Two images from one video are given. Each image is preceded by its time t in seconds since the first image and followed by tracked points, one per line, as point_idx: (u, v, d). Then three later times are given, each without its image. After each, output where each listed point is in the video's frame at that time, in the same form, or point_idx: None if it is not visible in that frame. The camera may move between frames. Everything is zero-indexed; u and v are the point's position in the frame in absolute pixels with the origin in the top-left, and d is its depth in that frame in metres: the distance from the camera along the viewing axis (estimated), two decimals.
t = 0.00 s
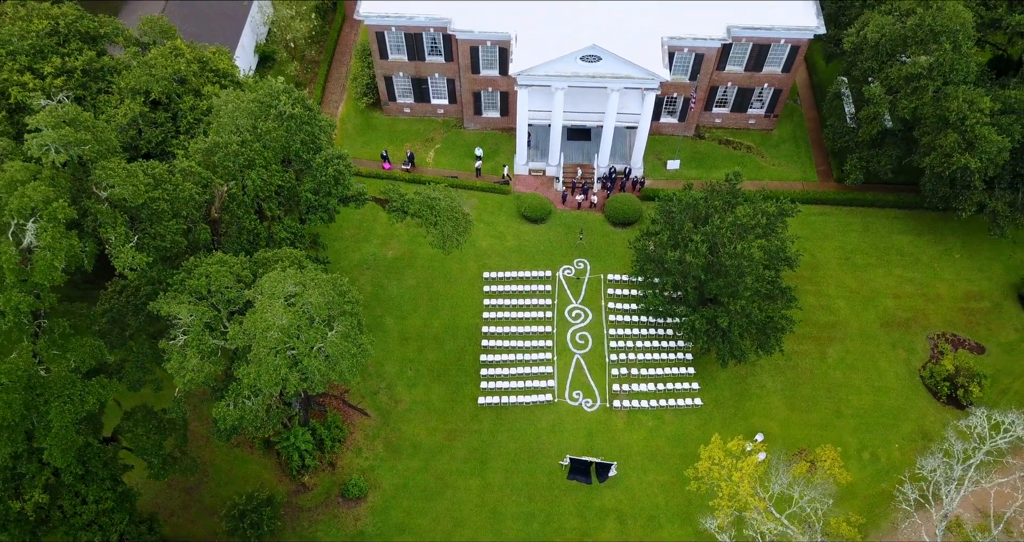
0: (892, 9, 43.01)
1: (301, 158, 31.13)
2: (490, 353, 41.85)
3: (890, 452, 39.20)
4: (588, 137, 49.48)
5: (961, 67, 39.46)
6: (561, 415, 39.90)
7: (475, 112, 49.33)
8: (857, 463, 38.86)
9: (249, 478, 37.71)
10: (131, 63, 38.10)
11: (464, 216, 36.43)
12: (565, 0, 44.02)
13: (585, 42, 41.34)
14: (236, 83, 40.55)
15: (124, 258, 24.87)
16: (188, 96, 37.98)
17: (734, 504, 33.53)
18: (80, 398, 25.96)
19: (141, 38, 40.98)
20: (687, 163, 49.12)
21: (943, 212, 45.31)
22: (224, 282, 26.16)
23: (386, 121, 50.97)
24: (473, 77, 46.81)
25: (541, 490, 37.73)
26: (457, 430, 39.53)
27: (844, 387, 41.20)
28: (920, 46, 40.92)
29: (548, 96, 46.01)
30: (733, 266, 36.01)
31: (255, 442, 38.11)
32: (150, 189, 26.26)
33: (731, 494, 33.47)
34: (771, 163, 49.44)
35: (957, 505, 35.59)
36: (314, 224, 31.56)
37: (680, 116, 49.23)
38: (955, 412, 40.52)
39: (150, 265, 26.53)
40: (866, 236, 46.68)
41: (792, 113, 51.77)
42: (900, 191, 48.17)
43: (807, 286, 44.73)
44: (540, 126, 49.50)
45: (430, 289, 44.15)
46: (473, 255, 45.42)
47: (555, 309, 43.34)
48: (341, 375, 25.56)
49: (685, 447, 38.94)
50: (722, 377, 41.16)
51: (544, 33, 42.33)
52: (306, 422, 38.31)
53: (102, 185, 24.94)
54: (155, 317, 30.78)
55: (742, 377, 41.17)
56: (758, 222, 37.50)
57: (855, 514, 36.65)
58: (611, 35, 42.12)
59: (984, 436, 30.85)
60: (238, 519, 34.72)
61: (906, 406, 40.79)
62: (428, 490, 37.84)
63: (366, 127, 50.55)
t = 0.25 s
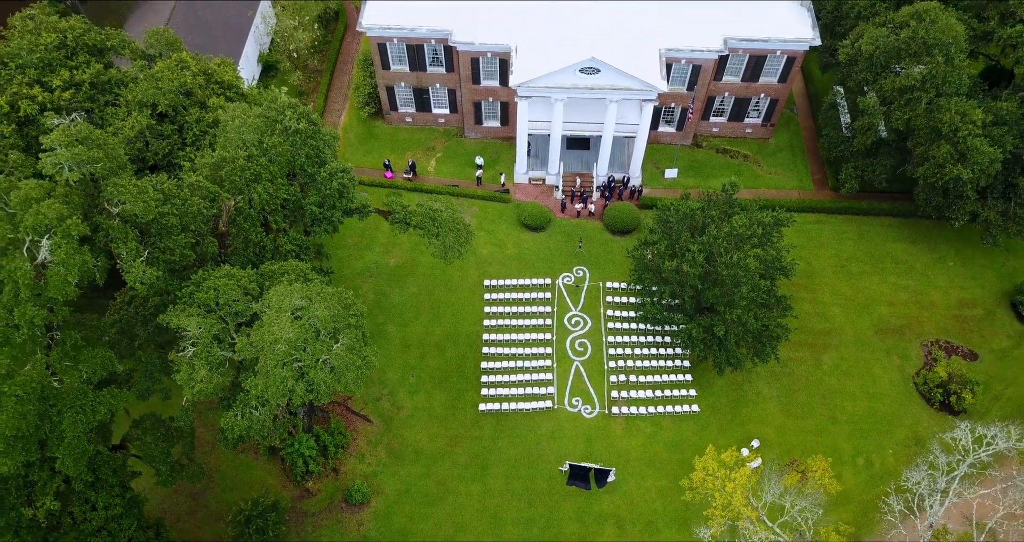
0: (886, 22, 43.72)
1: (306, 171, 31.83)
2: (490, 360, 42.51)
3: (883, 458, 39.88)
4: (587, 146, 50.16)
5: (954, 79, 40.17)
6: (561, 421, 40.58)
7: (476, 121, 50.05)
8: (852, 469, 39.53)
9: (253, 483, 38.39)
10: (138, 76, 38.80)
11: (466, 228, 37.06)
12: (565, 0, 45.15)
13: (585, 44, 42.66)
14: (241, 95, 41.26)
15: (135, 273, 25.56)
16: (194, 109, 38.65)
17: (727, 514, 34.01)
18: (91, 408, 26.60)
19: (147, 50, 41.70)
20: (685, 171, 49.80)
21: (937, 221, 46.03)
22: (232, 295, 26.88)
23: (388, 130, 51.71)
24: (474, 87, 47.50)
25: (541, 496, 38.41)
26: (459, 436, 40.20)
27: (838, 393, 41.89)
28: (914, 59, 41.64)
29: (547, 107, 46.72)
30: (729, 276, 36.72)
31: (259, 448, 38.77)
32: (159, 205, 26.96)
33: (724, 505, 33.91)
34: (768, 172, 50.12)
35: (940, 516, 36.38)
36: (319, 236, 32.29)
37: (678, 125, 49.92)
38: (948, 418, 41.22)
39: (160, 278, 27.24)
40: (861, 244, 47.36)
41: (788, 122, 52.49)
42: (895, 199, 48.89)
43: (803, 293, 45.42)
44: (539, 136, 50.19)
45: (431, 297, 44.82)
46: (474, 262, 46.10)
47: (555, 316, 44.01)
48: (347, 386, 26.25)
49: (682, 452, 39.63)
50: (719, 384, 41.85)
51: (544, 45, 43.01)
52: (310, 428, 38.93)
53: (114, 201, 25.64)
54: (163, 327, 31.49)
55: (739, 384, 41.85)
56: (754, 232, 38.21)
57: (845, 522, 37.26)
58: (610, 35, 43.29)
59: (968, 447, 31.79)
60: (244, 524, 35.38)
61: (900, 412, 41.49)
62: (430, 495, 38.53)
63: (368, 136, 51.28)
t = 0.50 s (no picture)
0: (880, 33, 44.39)
1: (311, 185, 32.56)
2: (491, 367, 43.18)
3: (877, 464, 40.54)
4: (586, 155, 50.86)
5: (947, 91, 40.86)
6: (561, 428, 41.25)
7: (477, 131, 50.77)
8: (847, 474, 40.20)
9: (258, 489, 39.07)
10: (145, 88, 39.47)
11: (467, 239, 37.71)
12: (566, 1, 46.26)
13: (585, 43, 43.94)
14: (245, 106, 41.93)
15: (145, 287, 26.26)
16: (200, 121, 39.29)
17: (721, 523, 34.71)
18: (102, 418, 27.23)
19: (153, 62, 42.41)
20: (683, 180, 50.49)
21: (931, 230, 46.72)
22: (239, 308, 27.60)
23: (390, 139, 52.44)
24: (475, 97, 48.21)
25: (541, 501, 39.06)
26: (460, 442, 40.86)
27: (834, 400, 42.57)
28: (907, 70, 42.30)
29: (547, 117, 47.40)
30: (726, 285, 37.39)
31: (264, 454, 39.45)
32: (169, 220, 27.69)
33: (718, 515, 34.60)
34: (765, 181, 50.79)
35: (925, 526, 36.98)
36: (323, 248, 33.06)
37: (676, 135, 50.63)
38: (941, 424, 41.90)
39: (169, 291, 27.94)
40: (856, 252, 48.05)
41: (785, 131, 53.21)
42: (890, 207, 49.59)
43: (799, 300, 46.11)
44: (539, 144, 50.89)
45: (433, 304, 45.49)
46: (475, 270, 46.80)
47: (555, 323, 44.69)
48: (351, 396, 26.95)
49: (680, 458, 40.30)
50: (716, 391, 42.54)
51: (543, 56, 43.64)
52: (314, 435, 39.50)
53: (125, 217, 26.36)
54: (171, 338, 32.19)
55: (735, 391, 42.55)
56: (750, 242, 38.90)
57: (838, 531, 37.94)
58: (611, 35, 44.56)
59: (953, 458, 32.87)
60: (249, 529, 36.05)
61: (894, 418, 42.17)
62: (432, 500, 39.18)
63: (370, 144, 51.99)
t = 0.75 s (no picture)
0: (875, 45, 45.09)
1: (316, 198, 33.30)
2: (492, 374, 43.85)
3: (871, 469, 41.22)
4: (585, 164, 51.58)
5: (940, 102, 41.56)
6: (560, 433, 41.93)
7: (478, 139, 51.48)
8: (841, 479, 40.86)
9: (263, 494, 39.75)
10: (151, 100, 40.18)
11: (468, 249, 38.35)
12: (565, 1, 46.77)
13: (585, 43, 44.94)
14: (250, 117, 42.62)
15: (155, 300, 26.94)
16: (205, 132, 39.94)
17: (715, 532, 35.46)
18: (113, 427, 27.95)
19: (159, 74, 43.12)
20: (680, 188, 51.19)
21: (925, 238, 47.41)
22: (247, 319, 28.31)
23: (392, 147, 53.16)
24: (475, 107, 48.90)
25: (541, 506, 39.72)
26: (461, 448, 41.52)
27: (829, 406, 43.26)
28: (901, 82, 42.98)
29: (547, 126, 48.11)
30: (722, 294, 38.07)
31: (268, 460, 40.13)
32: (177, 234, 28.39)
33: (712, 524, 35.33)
34: (761, 189, 51.50)
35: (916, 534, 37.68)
36: (328, 259, 33.80)
37: (674, 143, 51.34)
38: (935, 430, 42.60)
39: (178, 303, 28.67)
40: (851, 259, 48.74)
41: (781, 139, 53.94)
42: (885, 215, 50.31)
43: (795, 308, 46.81)
44: (539, 153, 51.60)
45: (434, 311, 46.17)
46: (476, 278, 47.48)
47: (554, 330, 45.37)
48: (356, 407, 27.68)
49: (677, 463, 40.98)
50: (713, 397, 43.24)
51: (543, 67, 44.24)
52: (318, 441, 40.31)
53: (135, 232, 27.04)
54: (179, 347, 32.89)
55: (732, 397, 43.25)
56: (746, 251, 39.58)
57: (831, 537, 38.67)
58: (610, 35, 45.48)
59: (939, 469, 34.41)
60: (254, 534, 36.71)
61: (888, 424, 42.86)
62: (433, 505, 39.83)
63: (372, 153, 52.73)
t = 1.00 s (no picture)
0: (870, 56, 45.78)
1: (320, 210, 34.03)
2: (492, 380, 44.54)
3: (865, 475, 41.91)
4: (584, 172, 52.32)
5: (933, 113, 42.25)
6: (560, 439, 42.59)
7: (478, 148, 52.22)
8: (836, 484, 41.56)
9: (267, 499, 40.43)
10: (158, 112, 40.88)
11: (469, 258, 39.00)
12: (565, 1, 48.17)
13: (584, 43, 46.02)
14: (254, 128, 43.30)
15: (165, 312, 27.66)
16: (211, 143, 40.61)
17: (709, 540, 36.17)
18: (123, 436, 28.72)
19: (165, 85, 43.82)
20: (678, 196, 51.89)
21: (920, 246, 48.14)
22: (253, 331, 29.02)
23: (393, 156, 53.90)
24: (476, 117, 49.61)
25: (541, 510, 40.37)
26: (462, 454, 42.18)
27: (824, 412, 43.97)
28: (895, 93, 43.66)
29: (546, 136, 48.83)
30: (719, 303, 38.75)
31: (273, 466, 40.81)
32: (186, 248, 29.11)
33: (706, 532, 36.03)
34: (758, 197, 52.20)
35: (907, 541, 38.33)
36: (332, 270, 34.52)
37: (672, 152, 52.05)
38: (928, 436, 43.30)
39: (187, 315, 29.38)
40: (847, 266, 49.44)
41: (778, 148, 54.67)
42: (880, 223, 51.04)
43: (791, 315, 47.50)
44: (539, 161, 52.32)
45: (436, 318, 46.86)
46: (476, 285, 48.17)
47: (554, 337, 46.06)
48: (360, 416, 28.37)
49: (675, 469, 41.68)
50: (710, 403, 43.95)
51: (542, 77, 44.88)
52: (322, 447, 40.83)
53: (145, 246, 27.76)
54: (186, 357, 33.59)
55: (729, 403, 43.97)
56: (743, 260, 40.26)
57: None
58: (611, 35, 46.70)
59: (924, 479, 34.98)
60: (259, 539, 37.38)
61: (882, 429, 43.55)
62: (435, 510, 40.47)
63: (374, 161, 53.48)
